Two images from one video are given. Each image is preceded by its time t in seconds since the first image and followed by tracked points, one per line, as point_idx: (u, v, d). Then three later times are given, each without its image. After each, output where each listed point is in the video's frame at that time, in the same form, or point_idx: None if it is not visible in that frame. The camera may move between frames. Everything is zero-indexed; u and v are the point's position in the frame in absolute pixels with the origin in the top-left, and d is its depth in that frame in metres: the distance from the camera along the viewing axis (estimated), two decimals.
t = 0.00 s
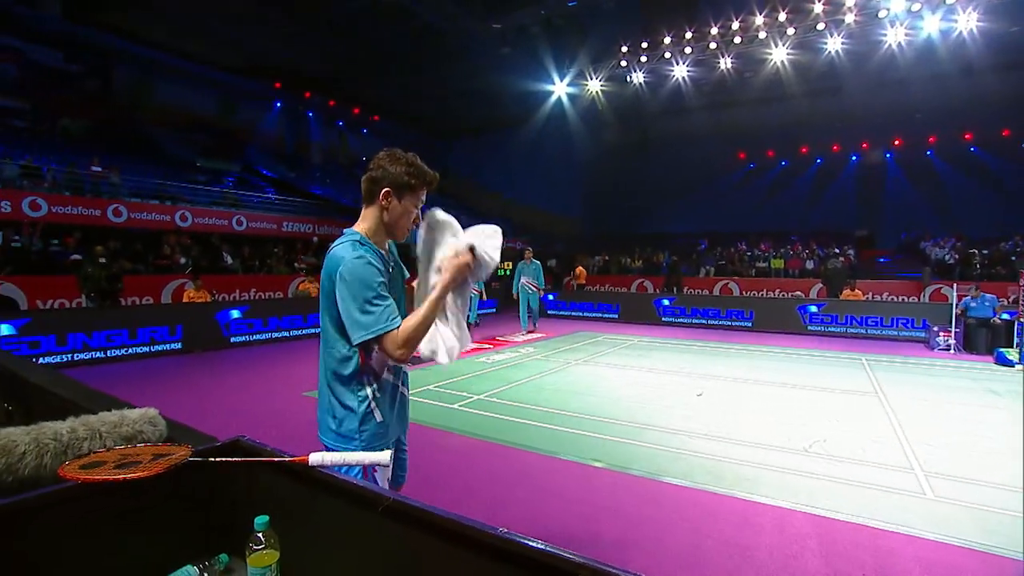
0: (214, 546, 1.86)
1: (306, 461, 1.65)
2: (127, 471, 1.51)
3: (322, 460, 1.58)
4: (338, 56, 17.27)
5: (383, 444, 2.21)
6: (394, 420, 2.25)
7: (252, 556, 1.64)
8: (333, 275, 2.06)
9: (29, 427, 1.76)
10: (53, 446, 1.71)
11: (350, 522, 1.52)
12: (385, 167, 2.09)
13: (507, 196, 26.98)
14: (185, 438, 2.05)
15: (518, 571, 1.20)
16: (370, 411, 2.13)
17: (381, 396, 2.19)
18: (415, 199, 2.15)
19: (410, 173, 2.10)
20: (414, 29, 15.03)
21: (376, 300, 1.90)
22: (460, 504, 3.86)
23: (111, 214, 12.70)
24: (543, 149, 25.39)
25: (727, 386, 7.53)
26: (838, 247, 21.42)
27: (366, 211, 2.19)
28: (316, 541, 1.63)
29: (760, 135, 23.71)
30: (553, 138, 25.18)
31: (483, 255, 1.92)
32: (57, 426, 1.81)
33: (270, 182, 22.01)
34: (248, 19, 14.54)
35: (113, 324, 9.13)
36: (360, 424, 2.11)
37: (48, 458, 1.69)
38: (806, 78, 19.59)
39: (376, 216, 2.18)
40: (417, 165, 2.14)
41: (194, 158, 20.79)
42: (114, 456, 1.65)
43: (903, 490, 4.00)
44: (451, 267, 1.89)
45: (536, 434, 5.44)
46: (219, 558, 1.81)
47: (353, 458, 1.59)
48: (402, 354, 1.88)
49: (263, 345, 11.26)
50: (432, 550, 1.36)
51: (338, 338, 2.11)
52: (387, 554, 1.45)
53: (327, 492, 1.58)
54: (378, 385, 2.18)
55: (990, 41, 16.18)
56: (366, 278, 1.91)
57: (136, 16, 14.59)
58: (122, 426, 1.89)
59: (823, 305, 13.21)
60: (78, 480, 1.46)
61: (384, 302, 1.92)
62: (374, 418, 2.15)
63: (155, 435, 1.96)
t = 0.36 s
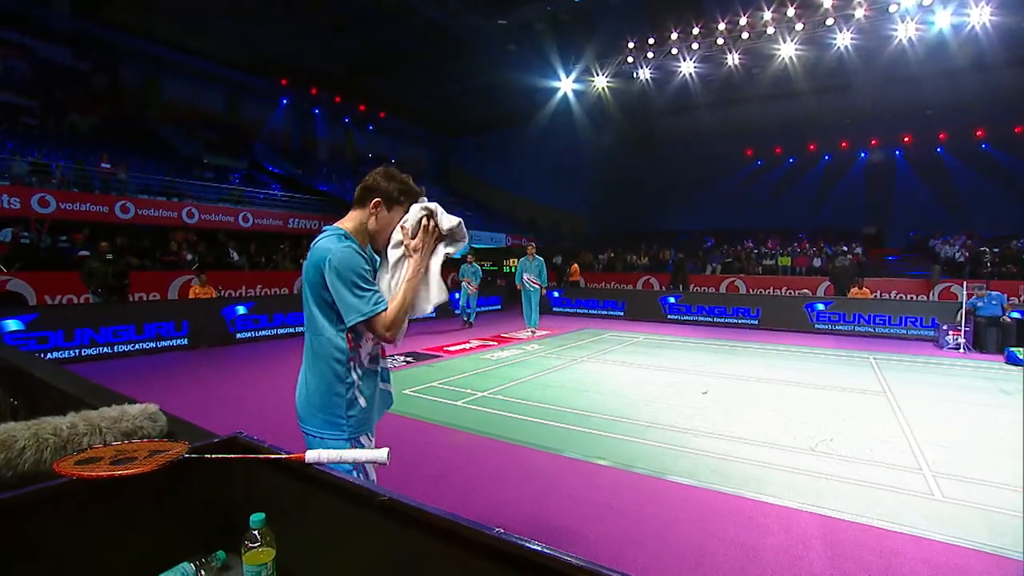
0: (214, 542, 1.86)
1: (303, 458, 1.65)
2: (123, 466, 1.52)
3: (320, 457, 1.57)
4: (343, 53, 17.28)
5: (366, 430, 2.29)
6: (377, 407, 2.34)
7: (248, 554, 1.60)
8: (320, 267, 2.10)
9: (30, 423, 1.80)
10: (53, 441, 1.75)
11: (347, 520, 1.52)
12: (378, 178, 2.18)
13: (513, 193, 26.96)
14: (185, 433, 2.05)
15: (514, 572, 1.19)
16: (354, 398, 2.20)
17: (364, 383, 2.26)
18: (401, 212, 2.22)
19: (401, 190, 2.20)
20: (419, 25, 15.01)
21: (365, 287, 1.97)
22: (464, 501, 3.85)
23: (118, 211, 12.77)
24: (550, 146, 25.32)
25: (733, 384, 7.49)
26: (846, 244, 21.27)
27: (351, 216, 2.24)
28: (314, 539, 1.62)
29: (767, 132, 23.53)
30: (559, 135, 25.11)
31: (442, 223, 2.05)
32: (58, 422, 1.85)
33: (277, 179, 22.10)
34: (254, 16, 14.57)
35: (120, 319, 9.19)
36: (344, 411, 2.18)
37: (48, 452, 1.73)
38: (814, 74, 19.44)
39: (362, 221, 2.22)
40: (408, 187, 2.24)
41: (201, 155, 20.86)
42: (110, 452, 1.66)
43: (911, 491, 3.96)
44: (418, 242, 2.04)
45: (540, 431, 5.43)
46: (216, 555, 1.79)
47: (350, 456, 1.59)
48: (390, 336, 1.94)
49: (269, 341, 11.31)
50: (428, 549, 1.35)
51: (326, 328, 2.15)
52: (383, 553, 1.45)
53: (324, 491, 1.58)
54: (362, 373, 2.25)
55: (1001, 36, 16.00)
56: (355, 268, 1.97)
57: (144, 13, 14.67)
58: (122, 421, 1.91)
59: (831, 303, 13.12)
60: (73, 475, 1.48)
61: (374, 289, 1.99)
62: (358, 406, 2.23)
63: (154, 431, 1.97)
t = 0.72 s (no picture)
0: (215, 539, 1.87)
1: (301, 454, 1.66)
2: (121, 463, 1.53)
3: (318, 453, 1.61)
4: (346, 47, 17.22)
5: (340, 417, 2.43)
6: (350, 396, 2.47)
7: (247, 551, 1.63)
8: (293, 265, 2.20)
9: (28, 417, 1.80)
10: (52, 436, 1.75)
11: (345, 517, 1.53)
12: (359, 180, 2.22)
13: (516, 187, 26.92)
14: (185, 427, 2.07)
15: (512, 570, 1.19)
16: (325, 389, 2.33)
17: (336, 375, 2.38)
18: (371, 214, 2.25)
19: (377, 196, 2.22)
20: (422, 19, 14.93)
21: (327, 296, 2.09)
22: (465, 496, 3.86)
23: (122, 206, 12.76)
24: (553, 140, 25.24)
25: (737, 379, 7.49)
26: (850, 239, 21.16)
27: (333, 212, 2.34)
28: (313, 535, 1.62)
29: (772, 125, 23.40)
30: (562, 129, 25.02)
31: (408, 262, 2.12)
32: (57, 415, 1.86)
33: (280, 173, 22.09)
34: (256, 10, 14.56)
35: (123, 314, 9.23)
36: (315, 401, 2.30)
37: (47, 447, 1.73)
38: (819, 66, 19.30)
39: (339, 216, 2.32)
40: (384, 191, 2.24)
41: (204, 150, 20.88)
42: (108, 447, 1.67)
43: (917, 486, 3.95)
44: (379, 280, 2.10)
45: (544, 426, 5.44)
46: (216, 551, 1.82)
47: (347, 451, 1.62)
48: (328, 340, 2.13)
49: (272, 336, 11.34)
50: (425, 546, 1.36)
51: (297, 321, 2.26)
52: (381, 551, 1.46)
53: (321, 488, 1.59)
54: (334, 364, 2.37)
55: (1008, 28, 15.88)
56: (321, 273, 2.09)
57: (146, 7, 14.67)
58: (121, 416, 1.92)
59: (835, 298, 13.07)
60: (70, 472, 1.48)
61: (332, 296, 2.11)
62: (330, 395, 2.36)
63: (154, 425, 1.98)
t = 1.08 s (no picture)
0: (226, 536, 1.89)
1: (314, 451, 1.65)
2: (133, 460, 1.55)
3: (330, 452, 1.61)
4: (356, 44, 17.27)
5: (355, 411, 2.43)
6: (365, 390, 2.47)
7: (258, 549, 1.66)
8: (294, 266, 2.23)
9: (43, 413, 1.83)
10: (67, 432, 1.77)
11: (356, 518, 1.53)
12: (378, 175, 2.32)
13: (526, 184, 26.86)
14: (198, 425, 2.09)
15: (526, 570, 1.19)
16: (335, 386, 2.34)
17: (348, 372, 2.38)
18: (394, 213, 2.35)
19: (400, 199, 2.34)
20: (432, 16, 14.92)
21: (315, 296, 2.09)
22: (475, 494, 3.86)
23: (136, 203, 12.90)
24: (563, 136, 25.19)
25: (749, 376, 7.42)
26: (865, 235, 20.83)
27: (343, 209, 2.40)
28: (324, 536, 1.63)
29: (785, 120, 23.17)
30: (573, 126, 24.93)
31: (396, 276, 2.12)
32: (72, 412, 1.88)
33: (291, 171, 22.23)
34: (268, 8, 14.63)
35: (138, 310, 9.35)
36: (326, 398, 2.33)
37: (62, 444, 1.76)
38: (834, 59, 19.03)
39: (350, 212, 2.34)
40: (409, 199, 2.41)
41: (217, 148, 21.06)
42: (120, 445, 1.69)
43: (935, 487, 3.89)
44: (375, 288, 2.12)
45: (555, 423, 5.44)
46: (228, 549, 1.84)
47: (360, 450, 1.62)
48: (305, 340, 2.11)
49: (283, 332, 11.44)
50: (437, 547, 1.36)
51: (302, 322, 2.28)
52: (394, 551, 1.46)
53: (332, 489, 1.59)
54: (345, 361, 2.36)
55: None
56: (313, 273, 2.10)
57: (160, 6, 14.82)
58: (134, 413, 1.94)
59: (850, 295, 12.90)
60: (84, 469, 1.50)
61: (324, 295, 2.13)
62: (342, 392, 2.37)
63: (167, 422, 2.00)
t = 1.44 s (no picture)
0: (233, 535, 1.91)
1: (321, 452, 1.66)
2: (139, 459, 1.57)
3: (338, 452, 1.61)
4: (367, 44, 17.34)
5: (385, 427, 2.28)
6: (399, 405, 2.32)
7: (265, 549, 1.69)
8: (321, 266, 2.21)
9: (56, 411, 1.86)
10: (78, 429, 1.80)
11: (362, 519, 1.54)
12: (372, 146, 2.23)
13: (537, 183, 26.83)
14: (207, 423, 2.09)
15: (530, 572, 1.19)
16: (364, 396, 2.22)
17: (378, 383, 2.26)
18: (399, 177, 2.19)
19: (398, 160, 2.18)
20: (443, 15, 14.92)
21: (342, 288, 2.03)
22: (484, 495, 3.85)
23: (150, 203, 13.07)
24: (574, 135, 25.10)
25: (762, 376, 7.35)
26: (880, 233, 20.55)
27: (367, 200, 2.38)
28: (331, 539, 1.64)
29: (798, 117, 22.90)
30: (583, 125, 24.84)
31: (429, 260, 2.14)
32: (83, 409, 1.91)
33: (303, 171, 22.40)
34: (280, 8, 14.73)
35: (151, 309, 9.47)
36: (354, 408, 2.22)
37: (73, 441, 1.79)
38: (848, 55, 18.80)
39: (367, 199, 2.31)
40: (414, 156, 2.24)
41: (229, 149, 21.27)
42: (128, 443, 1.71)
43: (953, 490, 3.83)
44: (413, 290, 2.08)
45: (565, 423, 5.41)
46: (235, 549, 1.87)
47: (367, 451, 1.62)
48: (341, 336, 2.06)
49: (295, 331, 11.53)
50: (443, 549, 1.36)
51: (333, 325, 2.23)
52: (401, 552, 1.46)
53: (339, 490, 1.60)
54: (375, 370, 2.25)
55: None
56: (332, 265, 2.04)
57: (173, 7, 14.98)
58: (145, 410, 1.96)
59: (864, 294, 12.73)
60: (90, 467, 1.52)
61: (357, 291, 2.08)
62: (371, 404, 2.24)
63: (177, 420, 2.00)
